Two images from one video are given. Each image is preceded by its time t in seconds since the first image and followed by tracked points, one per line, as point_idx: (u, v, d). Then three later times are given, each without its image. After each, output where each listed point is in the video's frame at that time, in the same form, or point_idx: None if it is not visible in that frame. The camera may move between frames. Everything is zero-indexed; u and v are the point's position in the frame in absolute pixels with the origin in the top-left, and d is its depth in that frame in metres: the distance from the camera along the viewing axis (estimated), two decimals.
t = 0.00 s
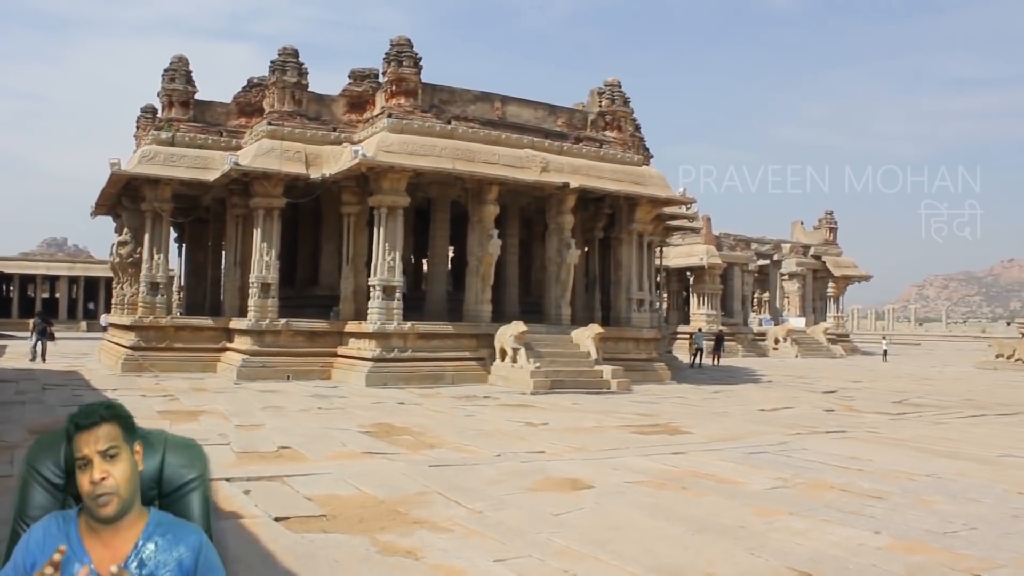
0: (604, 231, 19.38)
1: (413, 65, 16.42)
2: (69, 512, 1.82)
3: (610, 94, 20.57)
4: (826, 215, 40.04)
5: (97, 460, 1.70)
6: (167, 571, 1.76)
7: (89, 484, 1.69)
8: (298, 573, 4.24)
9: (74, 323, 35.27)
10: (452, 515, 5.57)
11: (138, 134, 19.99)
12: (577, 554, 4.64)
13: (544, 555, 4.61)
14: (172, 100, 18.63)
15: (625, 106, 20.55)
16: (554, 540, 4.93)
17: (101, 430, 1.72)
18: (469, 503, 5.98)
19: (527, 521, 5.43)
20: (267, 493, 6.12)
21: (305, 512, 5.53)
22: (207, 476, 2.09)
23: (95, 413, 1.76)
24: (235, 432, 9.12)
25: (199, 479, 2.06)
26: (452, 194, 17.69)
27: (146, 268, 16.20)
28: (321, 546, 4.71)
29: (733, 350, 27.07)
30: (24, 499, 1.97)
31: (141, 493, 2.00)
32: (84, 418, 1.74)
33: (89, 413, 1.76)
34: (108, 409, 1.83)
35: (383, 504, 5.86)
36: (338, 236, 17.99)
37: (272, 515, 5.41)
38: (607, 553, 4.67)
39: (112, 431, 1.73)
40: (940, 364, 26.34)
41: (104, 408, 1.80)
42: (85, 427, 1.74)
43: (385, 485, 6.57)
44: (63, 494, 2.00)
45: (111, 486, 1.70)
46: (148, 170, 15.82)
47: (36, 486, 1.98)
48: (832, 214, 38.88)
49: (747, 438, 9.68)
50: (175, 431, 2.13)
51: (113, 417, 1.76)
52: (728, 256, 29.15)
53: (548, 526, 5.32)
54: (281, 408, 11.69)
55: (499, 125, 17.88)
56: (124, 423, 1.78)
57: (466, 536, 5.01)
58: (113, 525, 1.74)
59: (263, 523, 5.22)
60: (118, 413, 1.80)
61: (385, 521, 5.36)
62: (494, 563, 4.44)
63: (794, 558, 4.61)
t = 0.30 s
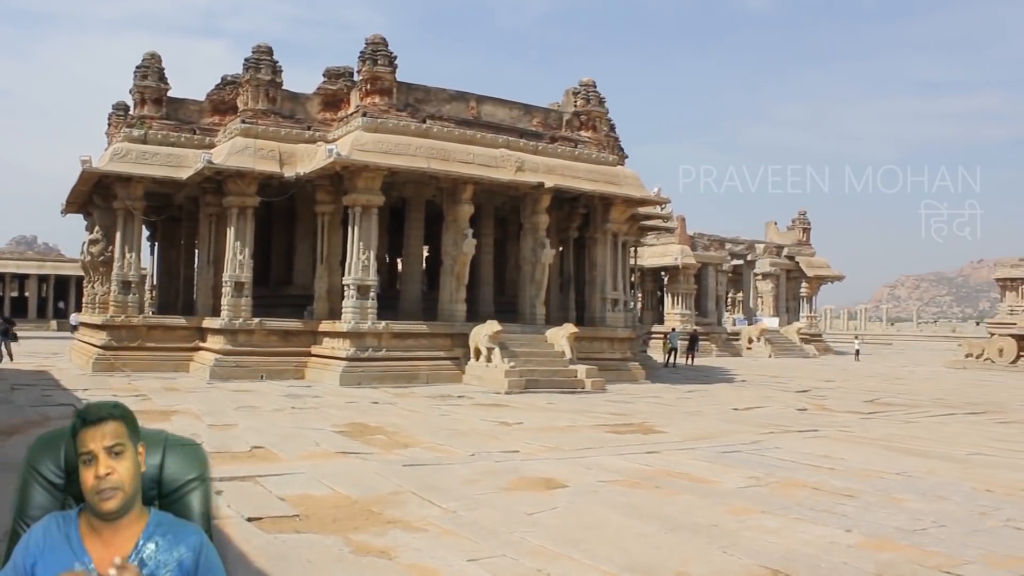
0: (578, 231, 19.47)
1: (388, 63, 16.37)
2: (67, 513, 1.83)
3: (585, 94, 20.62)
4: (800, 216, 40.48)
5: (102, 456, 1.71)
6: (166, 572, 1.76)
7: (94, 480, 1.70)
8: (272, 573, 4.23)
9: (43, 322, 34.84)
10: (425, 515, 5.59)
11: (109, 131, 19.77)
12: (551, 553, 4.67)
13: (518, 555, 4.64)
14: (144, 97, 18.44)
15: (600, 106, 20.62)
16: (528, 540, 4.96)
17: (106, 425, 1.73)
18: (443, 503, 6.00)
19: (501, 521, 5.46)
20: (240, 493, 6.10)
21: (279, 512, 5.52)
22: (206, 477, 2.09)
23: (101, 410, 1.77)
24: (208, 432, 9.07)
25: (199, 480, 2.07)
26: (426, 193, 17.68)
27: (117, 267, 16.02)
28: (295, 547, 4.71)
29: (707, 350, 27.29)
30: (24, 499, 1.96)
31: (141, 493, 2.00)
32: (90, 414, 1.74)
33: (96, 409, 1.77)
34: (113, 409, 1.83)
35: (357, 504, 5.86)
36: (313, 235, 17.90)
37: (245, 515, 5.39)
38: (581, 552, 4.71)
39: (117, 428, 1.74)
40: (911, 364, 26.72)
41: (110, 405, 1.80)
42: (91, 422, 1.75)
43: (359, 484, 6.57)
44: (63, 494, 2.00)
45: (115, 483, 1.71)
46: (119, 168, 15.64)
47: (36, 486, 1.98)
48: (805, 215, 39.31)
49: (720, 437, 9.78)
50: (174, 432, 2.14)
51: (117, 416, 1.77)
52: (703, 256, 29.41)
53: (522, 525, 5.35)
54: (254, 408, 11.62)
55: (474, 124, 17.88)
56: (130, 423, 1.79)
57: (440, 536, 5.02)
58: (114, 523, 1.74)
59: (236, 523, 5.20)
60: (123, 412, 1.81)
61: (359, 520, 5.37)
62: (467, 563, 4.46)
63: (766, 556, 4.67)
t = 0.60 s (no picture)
0: (556, 229, 19.52)
1: (365, 60, 16.34)
2: (66, 512, 1.84)
3: (563, 91, 20.64)
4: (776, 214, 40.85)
5: (110, 452, 1.73)
6: (167, 570, 1.77)
7: (101, 476, 1.71)
8: (247, 571, 4.23)
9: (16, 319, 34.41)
10: (401, 513, 5.61)
11: (82, 127, 19.56)
12: (527, 551, 4.71)
13: (493, 552, 4.67)
14: (118, 93, 18.27)
15: (577, 104, 20.69)
16: (504, 537, 5.00)
17: (115, 423, 1.75)
18: (419, 501, 6.01)
19: (477, 518, 5.49)
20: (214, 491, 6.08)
21: (254, 511, 5.51)
22: (206, 477, 2.10)
23: (110, 408, 1.79)
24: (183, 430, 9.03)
25: (199, 480, 2.07)
26: (403, 191, 17.63)
27: (91, 264, 15.85)
28: (270, 545, 4.71)
29: (684, 348, 27.48)
30: (24, 500, 1.96)
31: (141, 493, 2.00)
32: (98, 411, 1.77)
33: (104, 407, 1.79)
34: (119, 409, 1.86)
35: (332, 502, 5.86)
36: (289, 233, 17.79)
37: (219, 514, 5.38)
38: (557, 549, 4.75)
39: (126, 427, 1.76)
40: (885, 362, 27.02)
41: (118, 405, 1.83)
42: (99, 419, 1.77)
43: (335, 482, 6.57)
44: (62, 494, 1.99)
45: (121, 480, 1.72)
46: (93, 164, 15.46)
47: (36, 486, 1.98)
48: (781, 214, 39.67)
49: (696, 435, 9.87)
50: (174, 432, 2.14)
51: (126, 415, 1.79)
52: (680, 254, 29.61)
53: (499, 522, 5.38)
54: (230, 406, 11.56)
55: (451, 122, 17.87)
56: (137, 422, 1.81)
57: (416, 534, 5.04)
58: (116, 522, 1.76)
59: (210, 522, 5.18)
60: (131, 412, 1.83)
61: (334, 519, 5.38)
62: (443, 560, 4.49)
63: (741, 552, 4.74)
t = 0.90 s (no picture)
0: (528, 227, 19.57)
1: (337, 57, 16.27)
2: (67, 512, 1.81)
3: (535, 89, 20.66)
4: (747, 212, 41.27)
5: (116, 456, 1.69)
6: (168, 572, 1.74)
7: (105, 479, 1.68)
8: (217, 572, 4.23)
9: None
10: (373, 511, 5.63)
11: (48, 123, 19.28)
12: (498, 548, 4.75)
13: (465, 550, 4.71)
14: (85, 88, 17.98)
15: (550, 102, 20.73)
16: (476, 535, 5.03)
17: (122, 426, 1.72)
18: (390, 499, 6.03)
19: (449, 516, 5.53)
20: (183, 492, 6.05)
21: (224, 510, 5.51)
22: (207, 477, 2.06)
23: (117, 410, 1.75)
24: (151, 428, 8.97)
25: (199, 479, 2.03)
26: (374, 188, 17.55)
27: (58, 262, 15.65)
28: (240, 545, 4.71)
29: (655, 345, 27.71)
30: (24, 499, 1.92)
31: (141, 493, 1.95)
32: (105, 413, 1.73)
33: (111, 408, 1.75)
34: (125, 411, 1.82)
35: (303, 502, 5.87)
36: (260, 230, 17.69)
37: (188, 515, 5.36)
38: (528, 546, 4.80)
39: (132, 431, 1.72)
40: (854, 358, 27.44)
41: (126, 406, 1.79)
42: (106, 421, 1.73)
43: (305, 481, 6.57)
44: (62, 494, 1.95)
45: (127, 485, 1.69)
46: (60, 160, 15.23)
47: (36, 486, 1.94)
48: (752, 211, 40.08)
49: (667, 431, 9.97)
50: (174, 433, 2.10)
51: (133, 418, 1.76)
52: (651, 251, 29.86)
53: (470, 520, 5.42)
54: (200, 405, 11.48)
55: (423, 119, 17.86)
56: (144, 426, 1.77)
57: (387, 532, 5.07)
58: (118, 525, 1.73)
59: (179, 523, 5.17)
60: (138, 416, 1.80)
61: (305, 518, 5.39)
62: (415, 559, 4.52)
63: (710, 547, 4.82)
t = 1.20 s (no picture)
0: (504, 225, 19.57)
1: (312, 54, 16.19)
2: (66, 513, 1.82)
3: (511, 87, 20.62)
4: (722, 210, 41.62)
5: (119, 461, 1.71)
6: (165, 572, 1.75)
7: (107, 482, 1.70)
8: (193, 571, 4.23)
9: None
10: (349, 510, 5.64)
11: (18, 119, 19.01)
12: (474, 546, 4.79)
13: (441, 548, 4.74)
14: (56, 84, 17.73)
15: (526, 100, 20.63)
16: (452, 533, 5.07)
17: (127, 430, 1.73)
18: (366, 498, 6.05)
19: (425, 514, 5.56)
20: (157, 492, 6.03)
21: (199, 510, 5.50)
22: (206, 477, 2.07)
23: (122, 414, 1.76)
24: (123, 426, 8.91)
25: (199, 478, 2.05)
26: (350, 186, 17.47)
27: (29, 260, 15.45)
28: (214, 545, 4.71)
29: (630, 343, 27.90)
30: (24, 499, 1.93)
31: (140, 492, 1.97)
32: (110, 416, 1.74)
33: (115, 411, 1.76)
34: (129, 412, 1.83)
35: (279, 500, 5.87)
36: (235, 228, 17.58)
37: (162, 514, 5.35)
38: (504, 544, 4.84)
39: (136, 436, 1.74)
40: (828, 354, 27.77)
41: (130, 410, 1.80)
42: (111, 423, 1.74)
43: (280, 480, 6.56)
44: (63, 495, 1.96)
45: (128, 488, 1.70)
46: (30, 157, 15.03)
47: (36, 486, 1.95)
48: (728, 209, 40.42)
49: (643, 428, 10.05)
50: (174, 432, 2.12)
51: (138, 422, 1.77)
52: (627, 249, 30.05)
53: (447, 518, 5.46)
54: (173, 404, 11.40)
55: (399, 117, 17.85)
56: (147, 429, 1.79)
57: (363, 531, 5.09)
58: (117, 525, 1.74)
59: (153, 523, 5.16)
60: (141, 419, 1.81)
61: (281, 517, 5.39)
62: (390, 557, 4.55)
63: (685, 543, 4.89)
